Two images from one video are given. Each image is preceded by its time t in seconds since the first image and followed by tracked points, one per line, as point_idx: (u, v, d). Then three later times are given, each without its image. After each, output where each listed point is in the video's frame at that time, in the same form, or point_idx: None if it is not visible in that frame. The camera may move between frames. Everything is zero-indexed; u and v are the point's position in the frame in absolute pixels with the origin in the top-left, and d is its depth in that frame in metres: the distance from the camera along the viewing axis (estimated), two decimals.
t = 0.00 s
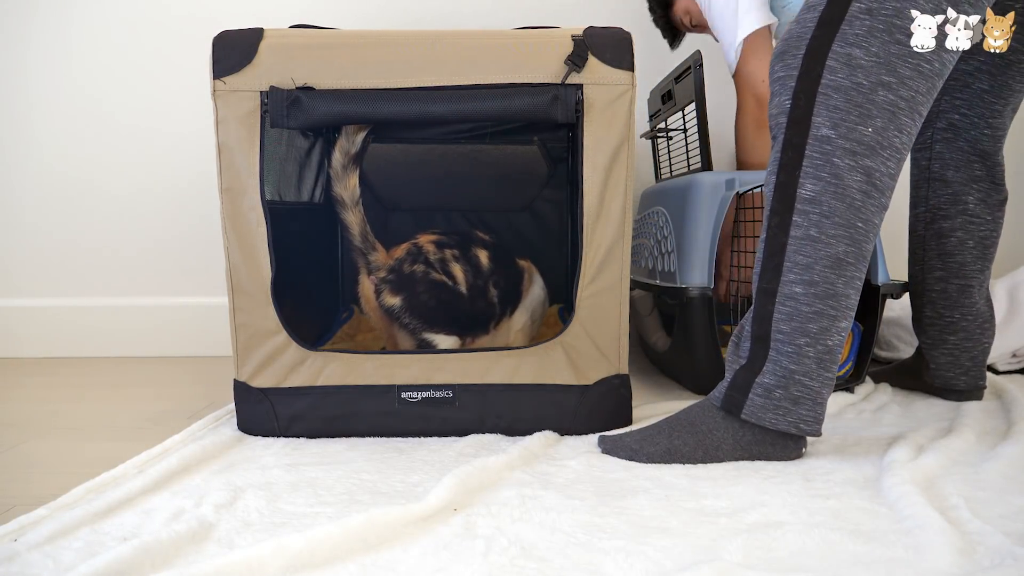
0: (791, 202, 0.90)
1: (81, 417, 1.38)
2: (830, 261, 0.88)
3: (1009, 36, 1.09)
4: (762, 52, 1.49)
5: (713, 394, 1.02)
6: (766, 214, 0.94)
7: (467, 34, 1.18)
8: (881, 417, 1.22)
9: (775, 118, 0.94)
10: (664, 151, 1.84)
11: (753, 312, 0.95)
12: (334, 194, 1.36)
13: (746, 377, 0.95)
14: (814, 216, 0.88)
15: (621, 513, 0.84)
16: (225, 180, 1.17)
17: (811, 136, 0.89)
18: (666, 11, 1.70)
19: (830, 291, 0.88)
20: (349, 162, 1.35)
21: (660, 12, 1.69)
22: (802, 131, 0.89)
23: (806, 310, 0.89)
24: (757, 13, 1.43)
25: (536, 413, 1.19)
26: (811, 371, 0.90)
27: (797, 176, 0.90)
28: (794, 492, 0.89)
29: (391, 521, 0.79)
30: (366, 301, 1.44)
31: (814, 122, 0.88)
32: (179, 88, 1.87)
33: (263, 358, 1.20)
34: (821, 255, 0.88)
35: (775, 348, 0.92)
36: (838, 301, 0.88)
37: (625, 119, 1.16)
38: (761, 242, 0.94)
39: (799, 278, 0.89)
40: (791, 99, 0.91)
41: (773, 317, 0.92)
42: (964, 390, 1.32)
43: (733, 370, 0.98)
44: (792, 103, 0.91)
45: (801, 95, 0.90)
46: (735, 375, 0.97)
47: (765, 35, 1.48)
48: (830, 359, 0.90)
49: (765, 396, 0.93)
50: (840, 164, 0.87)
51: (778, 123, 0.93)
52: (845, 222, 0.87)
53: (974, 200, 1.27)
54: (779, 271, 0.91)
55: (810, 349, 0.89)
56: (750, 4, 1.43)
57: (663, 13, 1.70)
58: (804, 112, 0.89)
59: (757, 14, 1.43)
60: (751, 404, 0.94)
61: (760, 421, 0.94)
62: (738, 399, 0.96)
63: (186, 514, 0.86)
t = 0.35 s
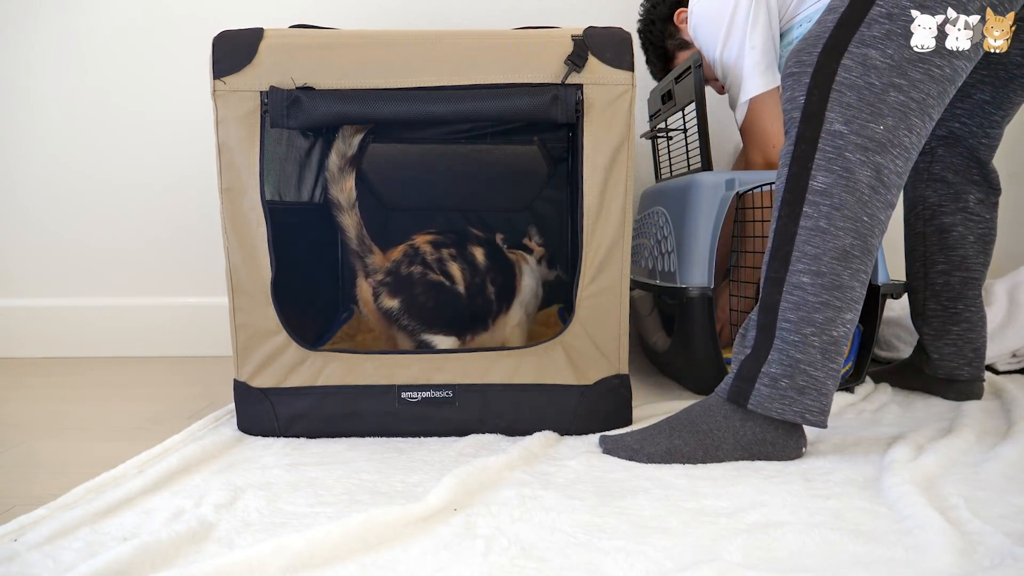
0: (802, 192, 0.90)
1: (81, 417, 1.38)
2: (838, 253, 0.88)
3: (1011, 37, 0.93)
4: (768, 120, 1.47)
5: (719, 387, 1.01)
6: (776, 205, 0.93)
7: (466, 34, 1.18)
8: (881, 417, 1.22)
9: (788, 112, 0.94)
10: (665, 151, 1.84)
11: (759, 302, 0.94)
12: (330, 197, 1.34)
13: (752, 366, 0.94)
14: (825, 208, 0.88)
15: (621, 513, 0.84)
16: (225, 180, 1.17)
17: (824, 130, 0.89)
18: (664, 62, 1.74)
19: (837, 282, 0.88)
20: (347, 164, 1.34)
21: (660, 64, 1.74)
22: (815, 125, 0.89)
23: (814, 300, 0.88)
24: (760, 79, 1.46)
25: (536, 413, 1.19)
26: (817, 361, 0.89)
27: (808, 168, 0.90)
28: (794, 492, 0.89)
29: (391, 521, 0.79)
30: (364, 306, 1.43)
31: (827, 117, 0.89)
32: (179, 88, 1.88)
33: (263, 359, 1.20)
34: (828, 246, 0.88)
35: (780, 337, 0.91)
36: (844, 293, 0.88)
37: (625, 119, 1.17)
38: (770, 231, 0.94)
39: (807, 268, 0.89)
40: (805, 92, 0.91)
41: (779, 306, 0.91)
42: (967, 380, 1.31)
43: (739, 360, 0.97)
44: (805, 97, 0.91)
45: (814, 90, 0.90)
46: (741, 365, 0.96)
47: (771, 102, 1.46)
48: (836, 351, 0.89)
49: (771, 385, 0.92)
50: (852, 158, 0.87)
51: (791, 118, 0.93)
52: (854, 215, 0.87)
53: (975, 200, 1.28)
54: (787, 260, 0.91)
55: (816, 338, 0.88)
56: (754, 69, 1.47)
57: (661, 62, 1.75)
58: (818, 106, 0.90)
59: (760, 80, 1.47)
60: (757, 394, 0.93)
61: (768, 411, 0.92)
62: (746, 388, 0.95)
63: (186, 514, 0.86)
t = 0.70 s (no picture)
0: (806, 191, 0.90)
1: (81, 417, 1.38)
2: (841, 252, 0.88)
3: (1010, 37, 0.93)
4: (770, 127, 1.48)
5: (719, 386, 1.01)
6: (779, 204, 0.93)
7: (466, 34, 1.18)
8: (881, 417, 1.22)
9: (793, 112, 0.94)
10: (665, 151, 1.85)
11: (761, 301, 0.94)
12: (317, 210, 1.33)
13: (753, 365, 0.94)
14: (829, 207, 0.88)
15: (621, 513, 0.84)
16: (225, 180, 1.17)
17: (829, 131, 0.89)
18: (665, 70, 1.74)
19: (839, 282, 0.88)
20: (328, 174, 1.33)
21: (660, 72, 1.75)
22: (820, 126, 0.90)
23: (817, 299, 0.88)
24: (762, 88, 1.46)
25: (536, 413, 1.19)
26: (819, 360, 0.89)
27: (813, 168, 0.90)
28: (793, 492, 0.89)
29: (391, 522, 0.79)
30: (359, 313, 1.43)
31: (832, 117, 0.89)
32: (179, 88, 1.88)
33: (263, 359, 1.20)
34: (831, 246, 0.88)
35: (781, 336, 0.91)
36: (846, 292, 0.88)
37: (625, 120, 1.17)
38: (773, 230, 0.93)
39: (810, 267, 0.89)
40: (810, 93, 0.91)
41: (782, 304, 0.91)
42: (967, 378, 1.31)
43: (741, 359, 0.97)
44: (811, 98, 0.91)
45: (820, 91, 0.90)
46: (743, 363, 0.96)
47: (776, 110, 1.47)
48: (837, 351, 0.89)
49: (773, 383, 0.92)
50: (857, 158, 0.87)
51: (796, 118, 0.93)
52: (857, 215, 0.87)
53: (975, 200, 1.28)
54: (790, 259, 0.91)
55: (818, 338, 0.89)
56: (756, 77, 1.47)
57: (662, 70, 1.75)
58: (823, 107, 0.89)
59: (761, 89, 1.46)
60: (760, 393, 0.93)
61: (769, 410, 0.93)
62: (747, 387, 0.95)
63: (186, 514, 0.86)
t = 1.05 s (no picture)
0: (807, 191, 0.90)
1: (81, 417, 1.38)
2: (841, 252, 0.88)
3: (1011, 37, 0.93)
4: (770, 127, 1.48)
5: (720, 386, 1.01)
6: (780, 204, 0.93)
7: (466, 34, 1.18)
8: (881, 417, 1.22)
9: (793, 112, 0.94)
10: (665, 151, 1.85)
11: (761, 301, 0.94)
12: (305, 223, 1.30)
13: (753, 365, 0.94)
14: (830, 208, 0.88)
15: (621, 513, 0.84)
16: (225, 180, 1.17)
17: (830, 131, 0.89)
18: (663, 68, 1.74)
19: (839, 282, 0.88)
20: (313, 188, 1.29)
21: (659, 69, 1.74)
22: (820, 126, 0.89)
23: (817, 299, 0.88)
24: (762, 85, 1.46)
25: (536, 414, 1.19)
26: (819, 360, 0.89)
27: (813, 168, 0.90)
28: (793, 492, 0.89)
29: (391, 522, 0.79)
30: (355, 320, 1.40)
31: (833, 117, 0.89)
32: (179, 88, 1.87)
33: (263, 359, 1.20)
34: (832, 246, 0.88)
35: (781, 336, 0.91)
36: (846, 292, 0.88)
37: (625, 120, 1.17)
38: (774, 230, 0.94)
39: (811, 267, 0.89)
40: (810, 94, 0.91)
41: (783, 304, 0.91)
42: (967, 378, 1.31)
43: (741, 358, 0.97)
44: (811, 98, 0.91)
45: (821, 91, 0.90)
46: (743, 363, 0.96)
47: (775, 110, 1.46)
48: (837, 351, 0.89)
49: (773, 383, 0.92)
50: (858, 159, 0.87)
51: (796, 119, 0.93)
52: (857, 215, 0.87)
53: (974, 200, 1.28)
54: (791, 259, 0.91)
55: (818, 338, 0.89)
56: (755, 75, 1.47)
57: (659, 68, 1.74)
58: (823, 107, 0.90)
59: (761, 87, 1.46)
60: (760, 392, 0.93)
61: (769, 410, 0.93)
62: (747, 387, 0.95)
63: (186, 514, 0.86)
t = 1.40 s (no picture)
0: (808, 191, 0.90)
1: (81, 417, 1.38)
2: (842, 252, 0.88)
3: (1011, 37, 0.93)
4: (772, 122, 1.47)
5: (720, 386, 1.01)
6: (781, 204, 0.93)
7: (465, 34, 1.18)
8: (881, 417, 1.22)
9: (795, 112, 0.94)
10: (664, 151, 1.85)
11: (761, 301, 0.94)
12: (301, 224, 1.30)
13: (754, 364, 0.94)
14: (831, 208, 0.88)
15: (621, 513, 0.84)
16: (225, 180, 1.17)
17: (831, 131, 0.89)
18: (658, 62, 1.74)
19: (840, 282, 0.88)
20: (309, 189, 1.29)
21: (654, 63, 1.74)
22: (822, 125, 0.90)
23: (817, 300, 0.88)
24: (761, 76, 1.46)
25: (536, 414, 1.19)
26: (819, 360, 0.89)
27: (814, 168, 0.90)
28: (793, 492, 0.89)
29: (391, 522, 0.79)
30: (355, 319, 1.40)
31: (835, 117, 0.89)
32: (179, 87, 1.87)
33: (263, 359, 1.20)
34: (833, 246, 0.88)
35: (781, 336, 0.91)
36: (847, 292, 0.88)
37: (625, 119, 1.17)
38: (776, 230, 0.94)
39: (812, 267, 0.89)
40: (812, 94, 0.91)
41: (784, 304, 0.91)
42: (967, 378, 1.31)
43: (741, 358, 0.97)
44: (813, 98, 0.91)
45: (823, 91, 0.90)
46: (744, 362, 0.96)
47: (776, 104, 1.46)
48: (837, 351, 0.89)
49: (773, 383, 0.92)
50: (859, 159, 0.87)
51: (798, 118, 0.93)
52: (858, 215, 0.87)
53: (975, 200, 1.28)
54: (791, 259, 0.91)
55: (818, 338, 0.88)
56: (754, 67, 1.46)
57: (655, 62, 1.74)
58: (825, 107, 0.90)
59: (760, 77, 1.46)
60: (760, 392, 0.93)
61: (770, 409, 0.93)
62: (746, 387, 0.95)
63: (186, 514, 0.86)
